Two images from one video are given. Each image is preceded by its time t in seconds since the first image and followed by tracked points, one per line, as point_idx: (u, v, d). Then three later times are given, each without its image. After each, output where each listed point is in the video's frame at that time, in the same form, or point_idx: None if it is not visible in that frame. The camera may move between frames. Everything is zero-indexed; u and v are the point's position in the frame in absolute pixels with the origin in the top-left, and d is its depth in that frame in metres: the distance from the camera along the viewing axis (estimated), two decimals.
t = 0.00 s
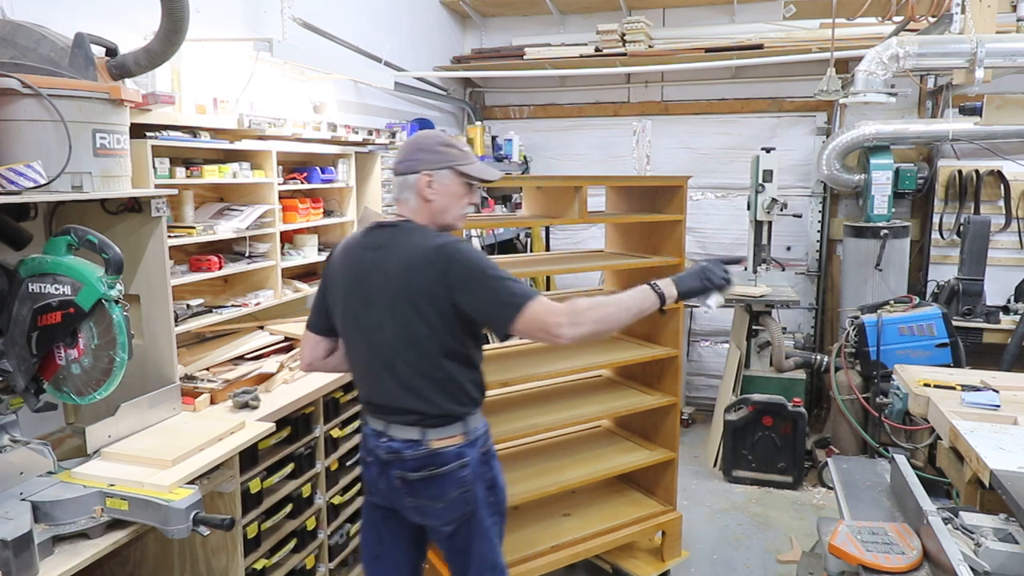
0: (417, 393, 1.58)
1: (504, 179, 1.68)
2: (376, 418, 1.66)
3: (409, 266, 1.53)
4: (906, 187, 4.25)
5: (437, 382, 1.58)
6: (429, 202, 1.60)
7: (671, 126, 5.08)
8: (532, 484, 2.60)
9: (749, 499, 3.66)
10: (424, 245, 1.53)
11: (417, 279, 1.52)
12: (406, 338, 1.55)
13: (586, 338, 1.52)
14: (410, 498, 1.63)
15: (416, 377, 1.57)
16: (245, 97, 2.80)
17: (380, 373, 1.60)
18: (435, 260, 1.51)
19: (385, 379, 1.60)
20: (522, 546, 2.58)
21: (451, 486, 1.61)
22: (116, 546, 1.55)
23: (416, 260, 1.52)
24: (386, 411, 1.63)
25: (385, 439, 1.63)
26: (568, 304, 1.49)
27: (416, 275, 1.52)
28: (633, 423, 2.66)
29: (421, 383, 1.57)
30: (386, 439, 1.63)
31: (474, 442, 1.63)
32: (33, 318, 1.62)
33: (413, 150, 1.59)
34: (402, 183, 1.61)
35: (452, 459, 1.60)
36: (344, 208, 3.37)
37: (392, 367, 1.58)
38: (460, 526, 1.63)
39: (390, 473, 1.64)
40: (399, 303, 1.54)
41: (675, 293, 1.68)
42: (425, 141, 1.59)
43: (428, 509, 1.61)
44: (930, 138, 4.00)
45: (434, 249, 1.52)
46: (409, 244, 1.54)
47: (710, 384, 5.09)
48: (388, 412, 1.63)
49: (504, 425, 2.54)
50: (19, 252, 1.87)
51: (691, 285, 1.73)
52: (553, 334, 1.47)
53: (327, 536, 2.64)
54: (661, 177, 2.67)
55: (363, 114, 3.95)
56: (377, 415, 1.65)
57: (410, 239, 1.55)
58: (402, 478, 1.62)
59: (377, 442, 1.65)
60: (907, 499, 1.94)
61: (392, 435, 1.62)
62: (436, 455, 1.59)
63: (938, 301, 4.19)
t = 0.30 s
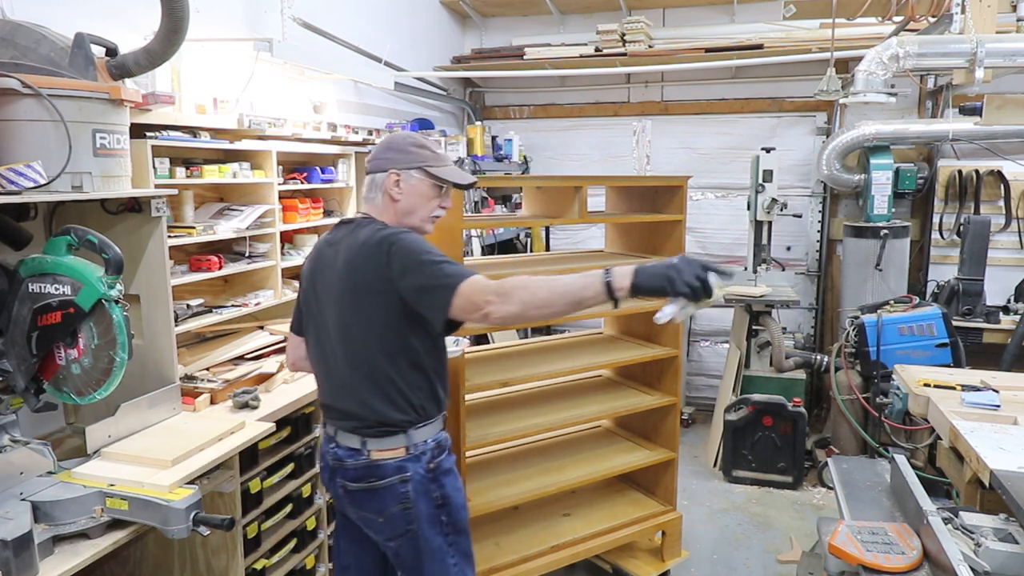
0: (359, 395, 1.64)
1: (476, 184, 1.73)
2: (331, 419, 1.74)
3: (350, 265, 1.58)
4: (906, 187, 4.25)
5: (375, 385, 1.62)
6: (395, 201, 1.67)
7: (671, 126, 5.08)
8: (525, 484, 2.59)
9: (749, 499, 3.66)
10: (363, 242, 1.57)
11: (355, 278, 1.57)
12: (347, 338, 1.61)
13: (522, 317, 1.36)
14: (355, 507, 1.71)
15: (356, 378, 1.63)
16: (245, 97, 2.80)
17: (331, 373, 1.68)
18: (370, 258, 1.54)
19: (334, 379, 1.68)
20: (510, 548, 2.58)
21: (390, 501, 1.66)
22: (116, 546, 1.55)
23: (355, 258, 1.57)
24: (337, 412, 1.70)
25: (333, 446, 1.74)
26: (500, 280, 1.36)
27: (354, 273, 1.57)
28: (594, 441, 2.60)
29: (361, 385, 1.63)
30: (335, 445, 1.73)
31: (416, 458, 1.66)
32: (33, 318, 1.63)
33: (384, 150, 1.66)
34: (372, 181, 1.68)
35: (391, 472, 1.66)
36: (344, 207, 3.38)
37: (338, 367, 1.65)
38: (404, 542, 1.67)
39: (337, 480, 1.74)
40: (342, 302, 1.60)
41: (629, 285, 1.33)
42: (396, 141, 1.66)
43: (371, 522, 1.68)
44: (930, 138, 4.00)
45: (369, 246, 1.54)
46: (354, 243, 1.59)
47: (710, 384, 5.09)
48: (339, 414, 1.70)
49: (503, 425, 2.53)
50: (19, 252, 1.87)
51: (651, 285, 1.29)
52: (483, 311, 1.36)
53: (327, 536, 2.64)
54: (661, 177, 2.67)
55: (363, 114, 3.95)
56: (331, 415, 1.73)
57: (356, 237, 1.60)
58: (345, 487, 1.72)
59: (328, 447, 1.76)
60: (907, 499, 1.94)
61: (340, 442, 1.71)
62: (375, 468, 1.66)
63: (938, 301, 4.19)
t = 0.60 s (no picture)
0: (348, 401, 1.66)
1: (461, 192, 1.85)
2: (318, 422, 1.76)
3: (342, 270, 1.59)
4: (906, 187, 4.25)
5: (365, 391, 1.65)
6: (406, 206, 1.70)
7: (670, 126, 5.08)
8: (525, 484, 2.59)
9: (749, 499, 3.66)
10: (356, 249, 1.57)
11: (348, 285, 1.58)
12: (338, 343, 1.62)
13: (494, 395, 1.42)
14: (342, 516, 1.74)
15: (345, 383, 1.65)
16: (245, 97, 2.80)
17: (319, 376, 1.70)
18: (364, 267, 1.56)
19: (323, 382, 1.69)
20: (508, 548, 2.58)
21: (380, 509, 1.70)
22: (116, 546, 1.55)
23: (349, 264, 1.58)
24: (325, 415, 1.73)
25: (322, 451, 1.76)
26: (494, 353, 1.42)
27: (347, 280, 1.58)
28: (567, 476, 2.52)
29: (351, 390, 1.65)
30: (323, 450, 1.76)
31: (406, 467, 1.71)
32: (33, 317, 1.62)
33: (400, 153, 1.64)
34: (385, 184, 1.66)
35: (382, 480, 1.70)
36: (344, 207, 3.38)
37: (326, 371, 1.67)
38: (389, 552, 1.72)
39: (325, 486, 1.77)
40: (333, 308, 1.61)
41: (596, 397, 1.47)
42: (412, 146, 1.66)
43: (358, 530, 1.72)
44: (930, 138, 4.00)
45: (363, 255, 1.56)
46: (347, 248, 1.59)
47: (710, 384, 5.09)
48: (327, 418, 1.72)
49: (503, 424, 2.53)
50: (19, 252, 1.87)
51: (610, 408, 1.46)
52: (461, 374, 1.41)
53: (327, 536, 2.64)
54: (661, 177, 2.67)
55: (363, 114, 3.95)
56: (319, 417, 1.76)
57: (349, 242, 1.60)
58: (332, 493, 1.74)
59: (317, 451, 1.78)
60: (907, 499, 1.94)
61: (329, 448, 1.74)
62: (365, 476, 1.70)
63: (938, 301, 4.19)
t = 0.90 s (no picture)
0: (351, 408, 1.67)
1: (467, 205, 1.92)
2: (308, 426, 1.75)
3: (375, 281, 1.61)
4: (906, 187, 4.25)
5: (371, 401, 1.67)
6: (428, 219, 1.75)
7: (671, 126, 5.08)
8: (525, 485, 2.59)
9: (749, 499, 3.66)
10: (394, 263, 1.61)
11: (381, 297, 1.61)
12: (355, 351, 1.63)
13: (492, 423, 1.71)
14: (336, 522, 1.75)
15: (354, 391, 1.66)
16: (245, 97, 2.80)
17: (321, 380, 1.68)
18: (402, 282, 1.60)
19: (323, 387, 1.68)
20: (508, 549, 2.57)
21: (378, 513, 1.72)
22: (116, 546, 1.55)
23: (385, 277, 1.61)
24: (318, 420, 1.71)
25: (313, 458, 1.74)
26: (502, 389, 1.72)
27: (380, 292, 1.61)
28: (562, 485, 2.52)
29: (358, 400, 1.67)
30: (314, 457, 1.74)
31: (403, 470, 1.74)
32: (33, 317, 1.62)
33: (433, 167, 1.69)
34: (414, 195, 1.69)
35: (381, 484, 1.72)
36: (344, 207, 3.38)
37: (333, 376, 1.66)
38: (385, 556, 1.74)
39: (317, 492, 1.76)
40: (356, 316, 1.62)
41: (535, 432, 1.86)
42: (444, 161, 1.71)
43: (353, 536, 1.73)
44: (930, 138, 4.00)
45: (404, 271, 1.60)
46: (380, 259, 1.62)
47: (710, 384, 5.09)
48: (321, 423, 1.71)
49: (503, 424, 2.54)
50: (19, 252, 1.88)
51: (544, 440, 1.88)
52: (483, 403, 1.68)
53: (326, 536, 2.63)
54: (661, 177, 2.67)
55: (362, 114, 3.95)
56: (309, 421, 1.74)
57: (382, 253, 1.63)
58: (326, 500, 1.74)
59: (305, 459, 1.76)
60: (907, 499, 1.94)
61: (322, 453, 1.73)
62: (363, 480, 1.71)
63: (938, 301, 4.19)
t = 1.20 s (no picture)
0: (352, 406, 1.69)
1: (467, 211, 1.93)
2: (304, 422, 1.76)
3: (382, 287, 1.63)
4: (906, 187, 4.25)
5: (373, 399, 1.70)
6: (423, 223, 1.77)
7: (671, 126, 5.08)
8: (525, 485, 2.59)
9: (749, 499, 3.66)
10: (401, 269, 1.64)
11: (386, 299, 1.63)
12: (359, 353, 1.65)
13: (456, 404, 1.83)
14: (336, 510, 1.75)
15: (356, 390, 1.69)
16: (245, 97, 2.80)
17: (321, 379, 1.69)
18: (409, 288, 1.64)
19: (323, 386, 1.69)
20: (508, 548, 2.58)
21: (378, 499, 1.74)
22: (116, 546, 1.55)
23: (391, 281, 1.63)
24: (317, 417, 1.72)
25: (312, 449, 1.75)
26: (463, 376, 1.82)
27: (386, 297, 1.63)
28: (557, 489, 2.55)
29: (360, 397, 1.69)
30: (313, 448, 1.74)
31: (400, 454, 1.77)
32: (33, 317, 1.62)
33: (430, 174, 1.70)
34: (408, 199, 1.71)
35: (381, 471, 1.74)
36: (344, 207, 3.39)
37: (335, 376, 1.67)
38: (385, 540, 1.76)
39: (315, 482, 1.76)
40: (361, 318, 1.63)
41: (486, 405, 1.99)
42: (441, 167, 1.72)
43: (354, 522, 1.74)
44: (930, 138, 4.00)
45: (411, 277, 1.64)
46: (386, 264, 1.64)
47: (710, 384, 5.09)
48: (319, 419, 1.72)
49: (502, 424, 2.54)
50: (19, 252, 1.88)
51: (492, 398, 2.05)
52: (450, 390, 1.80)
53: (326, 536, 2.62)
54: (661, 177, 2.67)
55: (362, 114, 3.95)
56: (305, 417, 1.75)
57: (388, 258, 1.65)
58: (327, 489, 1.75)
59: (303, 450, 1.76)
60: (907, 499, 1.94)
61: (321, 444, 1.74)
62: (365, 468, 1.73)
63: (938, 301, 4.19)
